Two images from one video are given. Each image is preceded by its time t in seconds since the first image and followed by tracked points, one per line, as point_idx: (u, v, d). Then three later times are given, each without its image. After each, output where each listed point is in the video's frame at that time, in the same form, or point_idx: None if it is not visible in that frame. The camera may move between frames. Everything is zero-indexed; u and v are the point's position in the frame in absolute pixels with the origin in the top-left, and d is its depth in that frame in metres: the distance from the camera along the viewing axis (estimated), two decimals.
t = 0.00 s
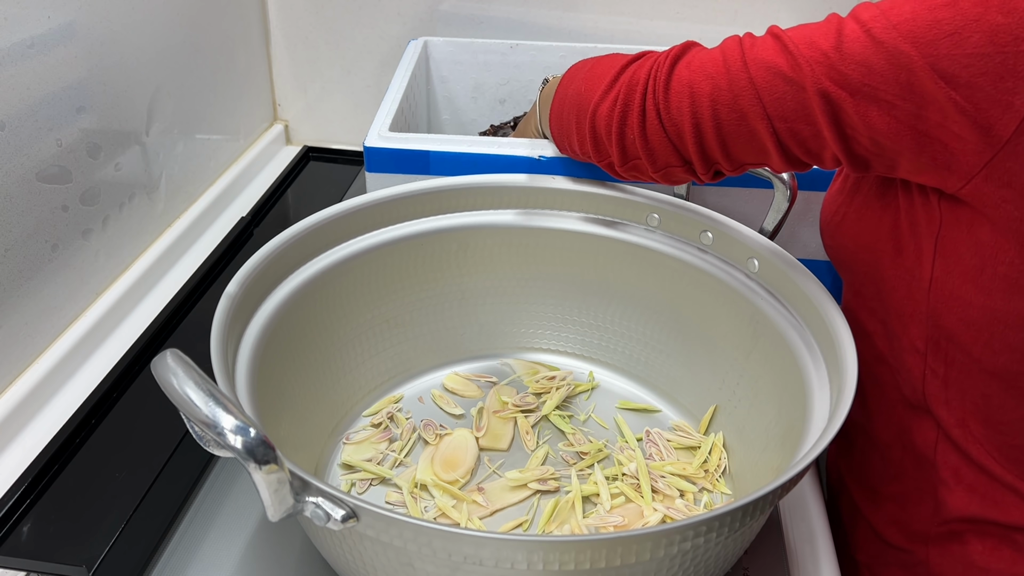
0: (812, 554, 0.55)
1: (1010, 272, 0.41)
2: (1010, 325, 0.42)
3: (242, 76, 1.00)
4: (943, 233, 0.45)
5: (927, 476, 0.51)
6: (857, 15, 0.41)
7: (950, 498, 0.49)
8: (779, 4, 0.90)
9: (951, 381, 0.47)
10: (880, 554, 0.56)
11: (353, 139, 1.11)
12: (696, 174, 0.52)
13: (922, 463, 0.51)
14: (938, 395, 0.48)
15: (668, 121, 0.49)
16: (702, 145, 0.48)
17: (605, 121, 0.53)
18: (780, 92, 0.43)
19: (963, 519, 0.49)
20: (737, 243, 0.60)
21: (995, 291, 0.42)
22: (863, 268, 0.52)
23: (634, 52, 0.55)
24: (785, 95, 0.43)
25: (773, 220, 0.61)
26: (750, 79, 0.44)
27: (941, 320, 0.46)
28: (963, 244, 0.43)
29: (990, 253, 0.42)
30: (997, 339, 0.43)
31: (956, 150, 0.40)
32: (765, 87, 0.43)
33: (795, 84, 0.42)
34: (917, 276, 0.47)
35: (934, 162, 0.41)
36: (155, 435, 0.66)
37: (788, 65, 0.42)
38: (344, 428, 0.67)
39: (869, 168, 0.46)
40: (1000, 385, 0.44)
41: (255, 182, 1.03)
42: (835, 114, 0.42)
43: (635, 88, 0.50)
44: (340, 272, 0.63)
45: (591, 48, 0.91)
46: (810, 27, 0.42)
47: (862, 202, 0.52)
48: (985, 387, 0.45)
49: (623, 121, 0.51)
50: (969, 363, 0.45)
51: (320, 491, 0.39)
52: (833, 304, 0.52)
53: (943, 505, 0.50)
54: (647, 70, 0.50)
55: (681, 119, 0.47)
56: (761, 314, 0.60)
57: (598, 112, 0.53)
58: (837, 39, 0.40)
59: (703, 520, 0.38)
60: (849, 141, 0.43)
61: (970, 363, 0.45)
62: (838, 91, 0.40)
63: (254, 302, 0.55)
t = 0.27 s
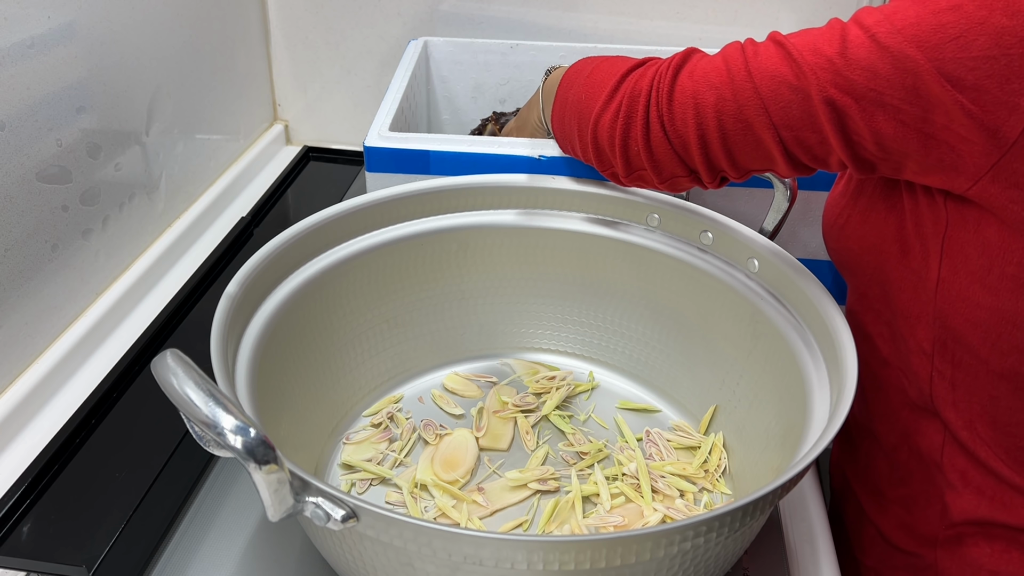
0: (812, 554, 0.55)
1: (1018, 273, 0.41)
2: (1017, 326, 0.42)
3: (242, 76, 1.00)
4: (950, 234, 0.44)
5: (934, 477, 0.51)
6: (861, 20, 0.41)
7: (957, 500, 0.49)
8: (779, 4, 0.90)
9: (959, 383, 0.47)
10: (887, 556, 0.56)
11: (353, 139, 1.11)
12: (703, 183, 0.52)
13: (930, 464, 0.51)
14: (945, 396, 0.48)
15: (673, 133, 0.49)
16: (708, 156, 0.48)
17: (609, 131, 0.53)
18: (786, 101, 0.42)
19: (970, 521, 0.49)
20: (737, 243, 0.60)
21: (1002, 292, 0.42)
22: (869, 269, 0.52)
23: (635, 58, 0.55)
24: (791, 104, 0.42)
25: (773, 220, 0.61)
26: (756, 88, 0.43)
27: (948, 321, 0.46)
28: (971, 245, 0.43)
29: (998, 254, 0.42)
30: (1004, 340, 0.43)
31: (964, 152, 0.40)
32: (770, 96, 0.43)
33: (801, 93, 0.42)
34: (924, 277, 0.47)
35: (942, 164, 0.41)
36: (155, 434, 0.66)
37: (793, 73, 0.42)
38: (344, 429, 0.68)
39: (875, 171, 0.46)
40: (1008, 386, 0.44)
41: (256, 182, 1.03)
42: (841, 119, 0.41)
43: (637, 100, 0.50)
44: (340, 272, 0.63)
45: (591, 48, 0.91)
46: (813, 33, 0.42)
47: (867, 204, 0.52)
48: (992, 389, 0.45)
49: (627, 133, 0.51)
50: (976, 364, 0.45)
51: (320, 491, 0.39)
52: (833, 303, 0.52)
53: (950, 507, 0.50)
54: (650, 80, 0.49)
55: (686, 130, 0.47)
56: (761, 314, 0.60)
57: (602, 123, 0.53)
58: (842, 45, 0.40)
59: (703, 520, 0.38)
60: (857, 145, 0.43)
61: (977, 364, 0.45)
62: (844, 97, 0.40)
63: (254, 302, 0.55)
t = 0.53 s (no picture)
0: (812, 554, 0.55)
1: (1019, 273, 0.41)
2: (1018, 327, 0.42)
3: (242, 76, 1.00)
4: (952, 235, 0.44)
5: (935, 477, 0.51)
6: (866, 17, 0.41)
7: (957, 501, 0.49)
8: (779, 4, 0.90)
9: (960, 383, 0.47)
10: (887, 557, 0.56)
11: (353, 139, 1.11)
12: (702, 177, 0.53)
13: (929, 464, 0.51)
14: (946, 397, 0.48)
15: (674, 127, 0.49)
16: (707, 150, 0.49)
17: (609, 124, 0.53)
18: (790, 98, 0.42)
19: (971, 522, 0.49)
20: (737, 243, 0.60)
21: (1003, 292, 0.42)
22: (871, 268, 0.52)
23: (637, 46, 0.54)
24: (795, 101, 0.42)
25: (773, 220, 0.61)
26: (759, 84, 0.43)
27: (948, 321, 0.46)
28: (973, 245, 0.43)
29: (1000, 255, 0.42)
30: (1006, 340, 0.43)
31: (967, 152, 0.40)
32: (774, 93, 0.43)
33: (805, 91, 0.42)
34: (926, 277, 0.47)
35: (944, 163, 0.41)
36: (155, 434, 0.66)
37: (798, 70, 0.42)
38: (344, 428, 0.67)
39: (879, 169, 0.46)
40: (1009, 386, 0.44)
41: (255, 182, 1.03)
42: (845, 117, 0.41)
43: (638, 93, 0.50)
44: (340, 272, 0.63)
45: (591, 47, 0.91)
46: (819, 30, 0.42)
47: (868, 204, 0.52)
48: (994, 389, 0.45)
49: (627, 125, 0.51)
50: (977, 364, 0.45)
51: (320, 491, 0.39)
52: (833, 304, 0.52)
53: (950, 508, 0.50)
54: (652, 72, 0.49)
55: (687, 124, 0.48)
56: (761, 314, 0.60)
57: (601, 115, 0.53)
58: (847, 42, 0.40)
59: (702, 520, 0.38)
60: (858, 144, 0.43)
61: (978, 365, 0.45)
62: (848, 96, 0.40)
63: (254, 301, 0.55)
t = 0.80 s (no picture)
0: (811, 554, 0.55)
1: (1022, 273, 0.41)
2: (1019, 327, 0.42)
3: (242, 76, 1.00)
4: (955, 234, 0.44)
5: (933, 476, 0.51)
6: (874, 14, 0.38)
7: (956, 499, 0.49)
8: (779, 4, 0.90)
9: (959, 382, 0.47)
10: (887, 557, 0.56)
11: (354, 139, 1.11)
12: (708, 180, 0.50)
13: (928, 464, 0.51)
14: (945, 395, 0.48)
15: (679, 130, 0.46)
16: (712, 152, 0.46)
17: (610, 126, 0.50)
18: (798, 98, 0.40)
19: (969, 521, 0.49)
20: (738, 243, 0.60)
21: (1005, 292, 0.42)
22: (871, 266, 0.52)
23: (642, 42, 0.51)
24: (803, 102, 0.40)
25: (773, 220, 0.61)
26: (767, 85, 0.41)
27: (949, 320, 0.46)
28: (976, 245, 0.43)
29: (1003, 254, 0.42)
30: (1007, 340, 0.43)
31: (974, 151, 0.38)
32: (782, 94, 0.40)
33: (813, 91, 0.39)
34: (927, 276, 0.47)
35: (951, 161, 0.40)
36: (155, 434, 0.66)
37: (805, 69, 0.39)
38: (344, 429, 0.67)
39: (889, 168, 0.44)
40: (1008, 385, 0.44)
41: (255, 182, 1.03)
42: (855, 119, 0.39)
43: (641, 94, 0.47)
44: (340, 272, 0.63)
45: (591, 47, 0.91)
46: (825, 27, 0.40)
47: (870, 203, 0.52)
48: (993, 388, 0.45)
49: (631, 129, 0.49)
50: (977, 364, 0.45)
51: (320, 491, 0.39)
52: (833, 304, 0.52)
53: (948, 506, 0.50)
54: (655, 72, 0.46)
55: (692, 127, 0.45)
56: (761, 315, 0.60)
57: (602, 117, 0.50)
58: (856, 40, 0.38)
59: (702, 520, 0.38)
60: (867, 146, 0.41)
61: (978, 364, 0.45)
62: (857, 96, 0.38)
63: (254, 302, 0.55)
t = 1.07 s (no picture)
0: (811, 554, 0.55)
1: None
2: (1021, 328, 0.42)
3: (242, 76, 1.00)
4: (958, 236, 0.44)
5: (932, 475, 0.51)
6: (881, 23, 0.37)
7: (955, 498, 0.49)
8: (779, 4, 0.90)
9: (960, 383, 0.47)
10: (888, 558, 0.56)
11: (354, 139, 1.11)
12: (720, 202, 0.48)
13: (928, 464, 0.51)
14: (945, 396, 0.48)
15: (690, 155, 0.44)
16: (726, 176, 0.44)
17: (616, 153, 0.48)
18: (812, 116, 0.38)
19: (968, 520, 0.49)
20: (737, 243, 0.60)
21: (1007, 294, 0.42)
22: (871, 266, 0.52)
23: (643, 64, 0.48)
24: (816, 119, 0.38)
25: (773, 221, 0.62)
26: (780, 105, 0.39)
27: (951, 320, 0.46)
28: (980, 247, 0.43)
29: (1007, 256, 0.41)
30: (1009, 342, 0.43)
31: (988, 157, 0.38)
32: (795, 112, 0.39)
33: (827, 107, 0.38)
34: (929, 277, 0.47)
35: (963, 165, 0.39)
36: (155, 434, 0.66)
37: (816, 86, 0.38)
38: (344, 429, 0.67)
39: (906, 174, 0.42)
40: (1009, 386, 0.44)
41: (255, 182, 1.04)
42: (869, 132, 0.38)
43: (646, 120, 0.45)
44: (340, 272, 0.63)
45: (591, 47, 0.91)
46: (830, 40, 0.38)
47: (872, 204, 0.52)
48: (994, 388, 0.45)
49: (638, 156, 0.46)
50: (978, 365, 0.45)
51: (320, 491, 0.39)
52: (832, 304, 0.52)
53: (947, 505, 0.50)
54: (660, 97, 0.44)
55: (703, 151, 0.43)
56: (761, 314, 0.60)
57: (608, 143, 0.48)
58: (866, 53, 0.36)
59: (702, 520, 0.38)
60: (882, 158, 0.40)
61: (980, 365, 0.45)
62: (872, 108, 0.37)
63: (254, 302, 0.55)
